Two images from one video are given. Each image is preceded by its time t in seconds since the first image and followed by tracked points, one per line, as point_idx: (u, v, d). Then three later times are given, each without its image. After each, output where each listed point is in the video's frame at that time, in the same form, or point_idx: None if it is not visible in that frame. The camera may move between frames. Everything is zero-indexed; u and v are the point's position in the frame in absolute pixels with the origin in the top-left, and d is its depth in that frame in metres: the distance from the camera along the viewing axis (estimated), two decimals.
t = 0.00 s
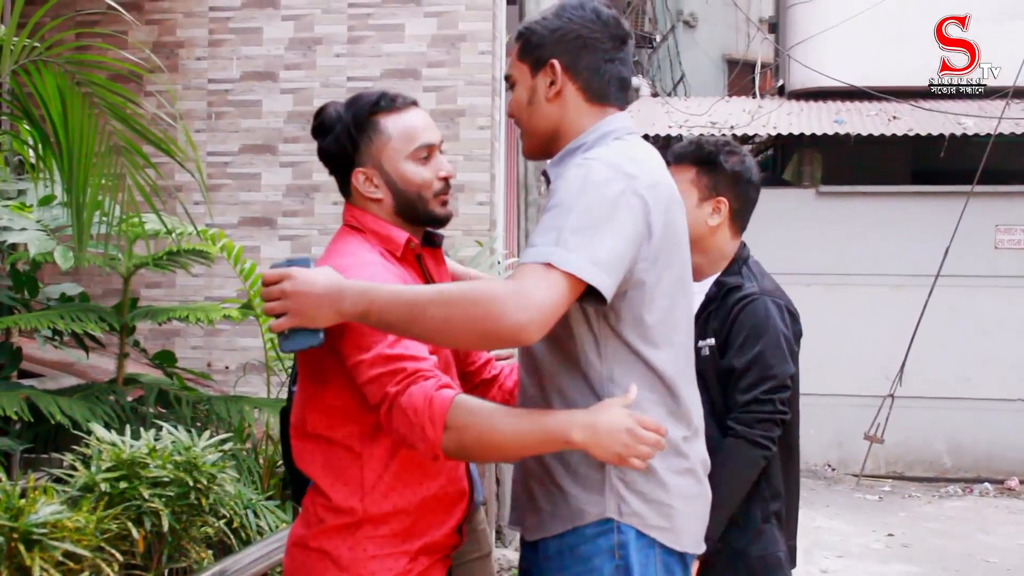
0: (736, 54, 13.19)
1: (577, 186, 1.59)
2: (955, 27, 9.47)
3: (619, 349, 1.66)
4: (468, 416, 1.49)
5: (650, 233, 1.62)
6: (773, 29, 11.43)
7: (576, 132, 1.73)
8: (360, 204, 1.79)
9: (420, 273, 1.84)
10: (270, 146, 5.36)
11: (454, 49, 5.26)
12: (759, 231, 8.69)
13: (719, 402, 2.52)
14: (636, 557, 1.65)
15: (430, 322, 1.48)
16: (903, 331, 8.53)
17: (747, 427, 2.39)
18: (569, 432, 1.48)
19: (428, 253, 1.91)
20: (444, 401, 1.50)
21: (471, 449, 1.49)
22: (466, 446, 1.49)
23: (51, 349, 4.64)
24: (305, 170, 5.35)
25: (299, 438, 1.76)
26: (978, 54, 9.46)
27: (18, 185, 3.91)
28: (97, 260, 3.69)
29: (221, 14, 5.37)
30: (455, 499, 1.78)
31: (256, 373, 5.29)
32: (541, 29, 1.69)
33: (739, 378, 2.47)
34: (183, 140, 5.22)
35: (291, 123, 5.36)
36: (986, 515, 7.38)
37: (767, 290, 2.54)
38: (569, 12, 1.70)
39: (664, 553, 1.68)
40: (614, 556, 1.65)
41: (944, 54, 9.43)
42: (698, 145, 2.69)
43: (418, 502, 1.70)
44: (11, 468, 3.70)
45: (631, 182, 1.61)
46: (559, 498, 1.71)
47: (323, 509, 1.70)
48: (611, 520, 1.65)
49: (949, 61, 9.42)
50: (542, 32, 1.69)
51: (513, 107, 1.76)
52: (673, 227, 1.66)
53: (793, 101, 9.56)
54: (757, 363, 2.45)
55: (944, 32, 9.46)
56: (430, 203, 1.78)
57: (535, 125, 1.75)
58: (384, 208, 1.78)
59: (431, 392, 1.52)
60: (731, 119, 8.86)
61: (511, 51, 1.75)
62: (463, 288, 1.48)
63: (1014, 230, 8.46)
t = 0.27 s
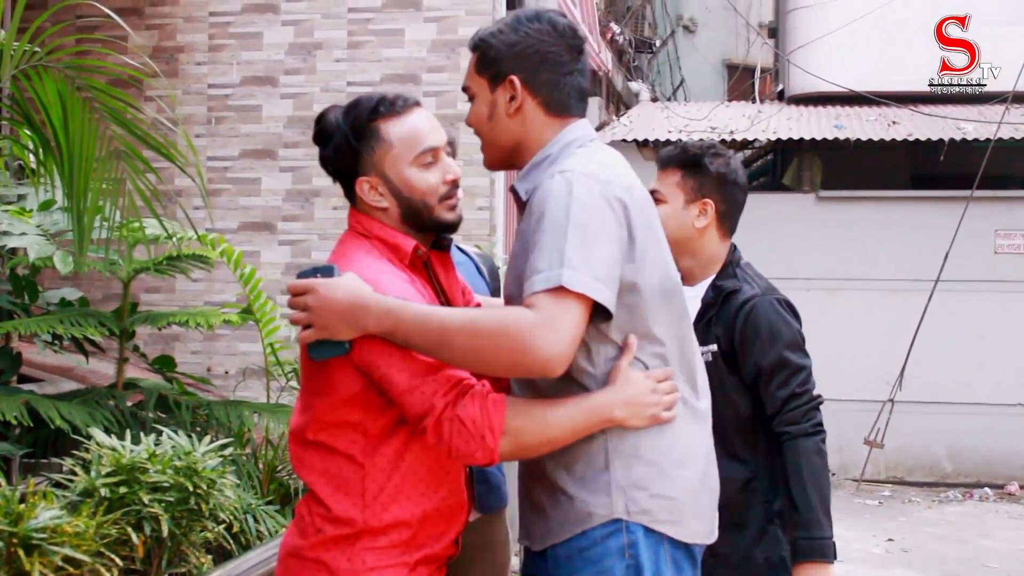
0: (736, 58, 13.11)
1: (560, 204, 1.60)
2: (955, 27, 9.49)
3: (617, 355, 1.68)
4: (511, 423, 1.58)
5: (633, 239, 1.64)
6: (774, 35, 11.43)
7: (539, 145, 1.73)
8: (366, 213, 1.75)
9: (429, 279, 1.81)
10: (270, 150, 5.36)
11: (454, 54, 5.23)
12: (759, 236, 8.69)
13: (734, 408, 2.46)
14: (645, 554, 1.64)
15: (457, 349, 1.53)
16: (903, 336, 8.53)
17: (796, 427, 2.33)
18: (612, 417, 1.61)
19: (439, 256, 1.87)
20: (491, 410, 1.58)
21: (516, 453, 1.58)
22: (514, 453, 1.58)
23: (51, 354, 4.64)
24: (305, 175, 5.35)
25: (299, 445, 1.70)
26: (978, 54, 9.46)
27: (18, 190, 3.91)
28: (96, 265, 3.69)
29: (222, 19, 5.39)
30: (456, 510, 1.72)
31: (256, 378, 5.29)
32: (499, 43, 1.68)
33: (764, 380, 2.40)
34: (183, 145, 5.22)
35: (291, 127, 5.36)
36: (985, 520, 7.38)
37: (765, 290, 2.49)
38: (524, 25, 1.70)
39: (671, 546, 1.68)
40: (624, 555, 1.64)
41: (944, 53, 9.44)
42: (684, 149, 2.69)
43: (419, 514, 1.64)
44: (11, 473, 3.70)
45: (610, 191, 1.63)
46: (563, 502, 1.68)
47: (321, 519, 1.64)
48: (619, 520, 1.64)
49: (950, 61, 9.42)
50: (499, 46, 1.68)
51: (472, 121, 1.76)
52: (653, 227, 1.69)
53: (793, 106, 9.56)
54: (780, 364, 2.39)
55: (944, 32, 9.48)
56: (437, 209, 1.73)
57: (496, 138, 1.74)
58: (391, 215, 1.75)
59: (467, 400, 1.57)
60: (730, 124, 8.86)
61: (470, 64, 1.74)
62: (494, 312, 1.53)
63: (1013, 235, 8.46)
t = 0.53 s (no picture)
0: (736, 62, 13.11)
1: (543, 216, 1.59)
2: (955, 27, 9.52)
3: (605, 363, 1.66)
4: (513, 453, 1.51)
5: (614, 242, 1.64)
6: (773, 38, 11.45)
7: (504, 157, 1.73)
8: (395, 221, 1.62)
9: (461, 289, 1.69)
10: (270, 154, 5.36)
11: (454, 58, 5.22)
12: (759, 240, 8.69)
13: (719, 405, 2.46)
14: (641, 557, 1.63)
15: (492, 365, 1.47)
16: (903, 340, 8.53)
17: (770, 430, 2.34)
18: (601, 428, 1.58)
19: (467, 263, 1.75)
20: (495, 443, 1.50)
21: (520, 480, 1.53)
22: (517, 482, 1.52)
23: (51, 357, 4.64)
24: (304, 179, 5.34)
25: (315, 442, 1.63)
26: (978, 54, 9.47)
27: (19, 194, 3.92)
28: (96, 268, 3.70)
29: (222, 23, 5.40)
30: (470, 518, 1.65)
31: (256, 382, 5.29)
32: (461, 55, 1.68)
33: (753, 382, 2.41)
34: (183, 149, 5.22)
35: (290, 131, 5.35)
36: (985, 524, 7.38)
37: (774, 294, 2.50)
38: (485, 36, 1.69)
39: (668, 547, 1.68)
40: (621, 560, 1.62)
41: (944, 53, 9.47)
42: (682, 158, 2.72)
43: (432, 525, 1.57)
44: (11, 476, 3.70)
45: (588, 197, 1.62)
46: (557, 511, 1.65)
47: (331, 524, 1.58)
48: (613, 526, 1.62)
49: (950, 61, 9.46)
50: (461, 58, 1.68)
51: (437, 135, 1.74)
52: (631, 228, 1.68)
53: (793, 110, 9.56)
54: (770, 369, 2.40)
55: (944, 32, 9.50)
56: (470, 215, 1.60)
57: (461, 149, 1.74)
58: (422, 223, 1.61)
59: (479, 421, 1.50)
60: (730, 128, 8.86)
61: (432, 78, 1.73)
62: (513, 330, 1.48)
63: (1013, 239, 8.47)
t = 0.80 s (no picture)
0: (736, 65, 13.18)
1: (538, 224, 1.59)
2: (955, 27, 9.53)
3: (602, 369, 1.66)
4: (511, 463, 1.50)
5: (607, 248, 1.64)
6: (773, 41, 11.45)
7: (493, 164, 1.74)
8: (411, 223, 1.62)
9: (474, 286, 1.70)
10: (270, 157, 5.36)
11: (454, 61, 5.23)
12: (759, 242, 8.69)
13: (703, 401, 2.65)
14: (641, 559, 1.63)
15: (507, 374, 1.48)
16: (903, 343, 8.53)
17: (748, 425, 2.52)
18: (590, 434, 1.56)
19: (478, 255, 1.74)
20: (494, 453, 1.49)
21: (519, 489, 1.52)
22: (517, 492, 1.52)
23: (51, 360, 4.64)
24: (304, 181, 5.34)
25: (328, 446, 1.63)
26: (978, 54, 9.45)
27: (19, 197, 3.92)
28: (96, 271, 3.70)
29: (222, 26, 5.40)
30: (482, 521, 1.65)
31: (256, 385, 5.29)
32: (439, 66, 1.70)
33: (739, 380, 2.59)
34: (183, 152, 5.23)
35: (290, 134, 5.35)
36: (986, 527, 7.37)
37: (767, 301, 2.67)
38: (460, 43, 1.70)
39: (668, 550, 1.67)
40: (620, 564, 1.62)
41: (944, 53, 9.45)
42: (682, 172, 2.89)
43: (446, 529, 1.58)
44: (10, 480, 3.70)
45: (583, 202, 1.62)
46: (557, 517, 1.65)
47: (344, 528, 1.58)
48: (612, 530, 1.62)
49: (950, 60, 9.44)
50: (441, 68, 1.69)
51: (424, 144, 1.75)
52: (621, 233, 1.69)
53: (792, 113, 9.56)
54: (758, 369, 2.58)
55: (944, 32, 9.52)
56: (486, 220, 1.60)
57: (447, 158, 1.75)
58: (438, 226, 1.61)
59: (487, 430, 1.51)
60: (730, 131, 8.86)
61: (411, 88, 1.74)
62: (520, 338, 1.49)
63: (1013, 242, 8.47)
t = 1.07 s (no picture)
0: (736, 68, 13.19)
1: (565, 222, 1.56)
2: (955, 27, 9.54)
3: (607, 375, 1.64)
4: (505, 469, 1.50)
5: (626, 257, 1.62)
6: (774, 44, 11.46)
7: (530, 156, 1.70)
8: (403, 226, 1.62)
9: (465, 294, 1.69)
10: (270, 160, 5.36)
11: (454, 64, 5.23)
12: (759, 245, 8.69)
13: (712, 398, 2.61)
14: (640, 568, 1.62)
15: (494, 385, 1.47)
16: (902, 345, 8.52)
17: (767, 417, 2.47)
18: (593, 443, 1.56)
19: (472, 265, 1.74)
20: (488, 460, 1.49)
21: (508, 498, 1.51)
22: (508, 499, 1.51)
23: (51, 363, 4.64)
24: (304, 184, 5.34)
25: (320, 450, 1.63)
26: (978, 54, 9.45)
27: (19, 200, 3.92)
28: (96, 274, 3.70)
29: (222, 29, 5.40)
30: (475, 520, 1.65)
31: (256, 388, 5.29)
32: (499, 44, 1.64)
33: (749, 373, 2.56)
34: (183, 154, 5.23)
35: (290, 137, 5.35)
36: (986, 529, 7.37)
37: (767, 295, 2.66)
38: (516, 28, 1.66)
39: (668, 561, 1.66)
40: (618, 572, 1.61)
41: (944, 53, 9.46)
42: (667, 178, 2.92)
43: (438, 531, 1.57)
44: (9, 482, 3.70)
45: (608, 208, 1.59)
46: (557, 522, 1.65)
47: (337, 532, 1.58)
48: (611, 538, 1.61)
49: (950, 61, 9.44)
50: (499, 48, 1.64)
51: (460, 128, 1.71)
52: (643, 242, 1.66)
53: (792, 116, 9.57)
54: (767, 361, 2.55)
55: (944, 32, 9.53)
56: (480, 222, 1.60)
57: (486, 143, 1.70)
58: (431, 229, 1.61)
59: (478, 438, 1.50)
60: (730, 133, 8.86)
61: (460, 65, 1.69)
62: (514, 350, 1.48)
63: (1013, 245, 8.47)
